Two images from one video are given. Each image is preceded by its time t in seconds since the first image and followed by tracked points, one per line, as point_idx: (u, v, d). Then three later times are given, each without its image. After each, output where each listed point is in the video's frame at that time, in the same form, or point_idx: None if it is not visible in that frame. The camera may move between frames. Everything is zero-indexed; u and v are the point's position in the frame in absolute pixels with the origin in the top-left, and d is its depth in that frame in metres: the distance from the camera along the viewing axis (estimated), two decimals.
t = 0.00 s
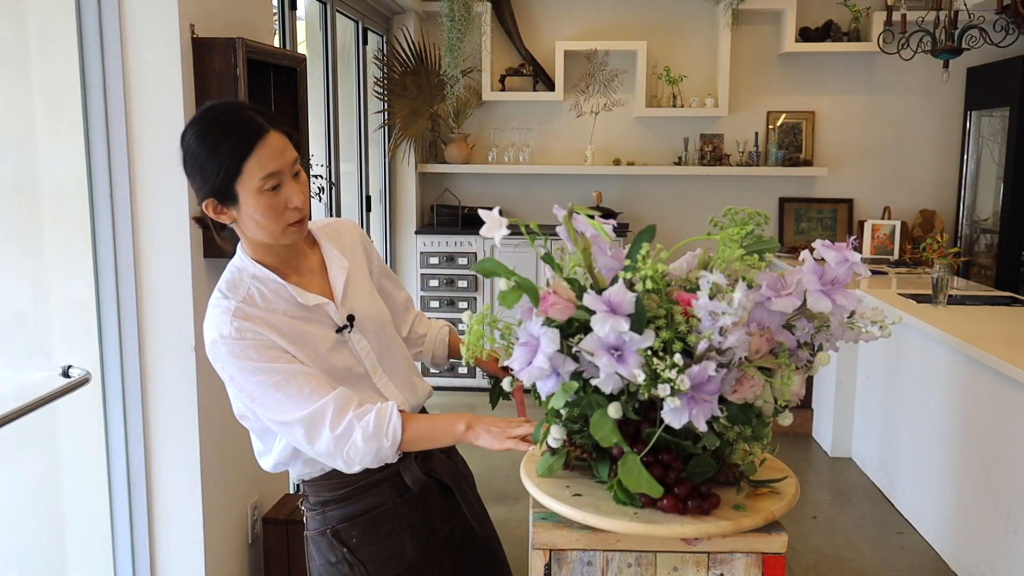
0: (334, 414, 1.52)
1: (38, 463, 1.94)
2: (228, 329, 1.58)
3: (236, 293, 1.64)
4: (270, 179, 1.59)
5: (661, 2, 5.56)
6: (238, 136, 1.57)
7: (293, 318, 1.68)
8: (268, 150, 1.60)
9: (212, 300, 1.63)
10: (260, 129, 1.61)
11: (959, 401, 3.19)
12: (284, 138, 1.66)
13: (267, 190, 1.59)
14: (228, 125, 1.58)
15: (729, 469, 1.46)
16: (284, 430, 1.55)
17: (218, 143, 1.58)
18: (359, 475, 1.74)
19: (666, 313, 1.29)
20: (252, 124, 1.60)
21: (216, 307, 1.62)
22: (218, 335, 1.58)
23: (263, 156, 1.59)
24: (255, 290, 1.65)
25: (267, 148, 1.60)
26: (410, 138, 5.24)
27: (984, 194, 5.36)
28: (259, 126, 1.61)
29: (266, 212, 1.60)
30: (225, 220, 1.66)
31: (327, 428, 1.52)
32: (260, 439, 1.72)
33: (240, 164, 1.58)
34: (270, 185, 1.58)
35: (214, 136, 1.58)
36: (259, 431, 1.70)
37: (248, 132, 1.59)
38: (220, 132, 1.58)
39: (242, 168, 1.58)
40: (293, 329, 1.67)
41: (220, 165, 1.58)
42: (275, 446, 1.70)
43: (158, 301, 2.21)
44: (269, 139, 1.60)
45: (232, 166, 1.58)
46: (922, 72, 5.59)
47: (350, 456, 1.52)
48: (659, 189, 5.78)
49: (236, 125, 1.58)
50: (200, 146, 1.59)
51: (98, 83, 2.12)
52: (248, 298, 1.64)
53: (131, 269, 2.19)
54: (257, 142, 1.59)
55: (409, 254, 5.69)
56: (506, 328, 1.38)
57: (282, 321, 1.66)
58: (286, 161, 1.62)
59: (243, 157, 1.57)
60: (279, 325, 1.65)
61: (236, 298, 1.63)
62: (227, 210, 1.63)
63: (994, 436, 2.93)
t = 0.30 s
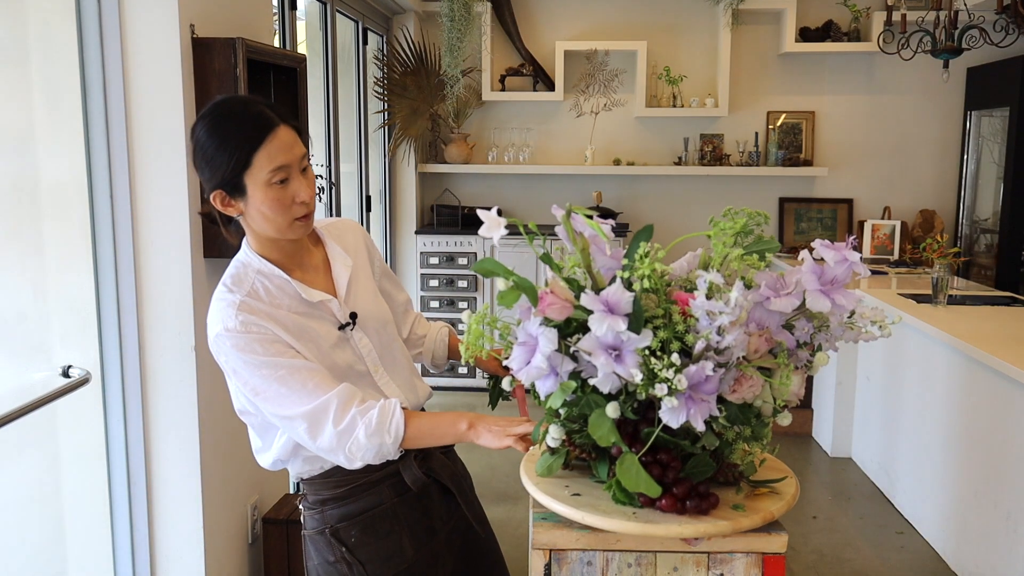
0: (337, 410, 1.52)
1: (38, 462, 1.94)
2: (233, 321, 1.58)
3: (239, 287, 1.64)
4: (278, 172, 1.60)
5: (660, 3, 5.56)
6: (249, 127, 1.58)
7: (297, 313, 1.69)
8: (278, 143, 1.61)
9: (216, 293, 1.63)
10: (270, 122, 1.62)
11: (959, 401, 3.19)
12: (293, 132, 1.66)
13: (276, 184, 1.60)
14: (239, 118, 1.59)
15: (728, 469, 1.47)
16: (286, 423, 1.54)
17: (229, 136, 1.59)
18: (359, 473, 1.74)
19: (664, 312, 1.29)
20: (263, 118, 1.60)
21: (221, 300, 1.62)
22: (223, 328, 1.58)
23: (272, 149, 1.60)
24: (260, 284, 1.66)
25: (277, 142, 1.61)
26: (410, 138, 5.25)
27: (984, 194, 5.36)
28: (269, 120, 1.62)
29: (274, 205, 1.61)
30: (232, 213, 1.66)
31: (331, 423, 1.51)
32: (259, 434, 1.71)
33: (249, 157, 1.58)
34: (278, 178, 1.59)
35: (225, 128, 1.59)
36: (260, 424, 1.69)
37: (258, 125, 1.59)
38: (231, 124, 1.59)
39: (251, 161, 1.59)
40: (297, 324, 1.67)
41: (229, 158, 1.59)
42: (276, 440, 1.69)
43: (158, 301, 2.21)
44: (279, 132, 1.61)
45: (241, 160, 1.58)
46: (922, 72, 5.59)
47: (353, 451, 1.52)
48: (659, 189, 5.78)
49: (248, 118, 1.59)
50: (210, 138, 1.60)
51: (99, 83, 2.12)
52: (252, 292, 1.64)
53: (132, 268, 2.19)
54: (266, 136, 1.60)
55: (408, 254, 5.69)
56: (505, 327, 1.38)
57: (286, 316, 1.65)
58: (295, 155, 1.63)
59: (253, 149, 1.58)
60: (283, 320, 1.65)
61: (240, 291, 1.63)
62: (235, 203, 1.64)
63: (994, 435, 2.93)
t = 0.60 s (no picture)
0: (326, 406, 1.52)
1: (38, 462, 1.94)
2: (238, 305, 1.60)
3: (246, 271, 1.66)
4: (293, 158, 1.62)
5: (660, 2, 5.56)
6: (268, 111, 1.61)
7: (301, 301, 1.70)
8: (295, 129, 1.63)
9: (224, 276, 1.65)
10: (289, 108, 1.64)
11: (959, 401, 3.20)
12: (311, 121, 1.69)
13: (290, 168, 1.62)
14: (259, 102, 1.62)
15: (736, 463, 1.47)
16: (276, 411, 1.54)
17: (248, 118, 1.61)
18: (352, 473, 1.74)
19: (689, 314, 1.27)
20: (282, 104, 1.63)
21: (227, 283, 1.64)
22: (226, 311, 1.60)
23: (288, 134, 1.62)
24: (266, 270, 1.68)
25: (294, 127, 1.63)
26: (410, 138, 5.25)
27: (984, 194, 5.36)
28: (288, 106, 1.64)
29: (285, 190, 1.62)
30: (247, 197, 1.68)
31: (320, 419, 1.51)
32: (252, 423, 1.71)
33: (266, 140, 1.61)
34: (293, 163, 1.61)
35: (245, 111, 1.61)
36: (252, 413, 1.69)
37: (277, 110, 1.62)
38: (251, 107, 1.61)
39: (268, 145, 1.61)
40: (302, 313, 1.68)
41: (246, 139, 1.61)
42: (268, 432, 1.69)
43: (158, 301, 2.21)
44: (297, 118, 1.64)
45: (259, 142, 1.61)
46: (922, 72, 5.59)
47: (335, 447, 1.51)
48: (659, 189, 5.78)
49: (268, 102, 1.62)
50: (230, 120, 1.63)
51: (99, 84, 2.12)
52: (259, 277, 1.66)
53: (131, 268, 2.19)
54: (284, 121, 1.62)
55: (408, 253, 5.69)
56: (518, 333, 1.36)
57: (290, 303, 1.67)
58: (311, 142, 1.65)
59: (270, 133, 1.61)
60: (288, 307, 1.66)
61: (247, 275, 1.65)
62: (249, 187, 1.66)
63: (994, 435, 2.93)
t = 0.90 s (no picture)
0: (319, 395, 1.51)
1: (39, 462, 1.95)
2: (263, 284, 1.61)
3: (276, 253, 1.67)
4: (337, 144, 1.61)
5: (659, 2, 5.57)
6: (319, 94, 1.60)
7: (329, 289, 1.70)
8: (342, 116, 1.62)
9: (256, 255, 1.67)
10: (339, 95, 1.63)
11: (958, 401, 3.20)
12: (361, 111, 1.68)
13: (334, 154, 1.61)
14: (310, 84, 1.61)
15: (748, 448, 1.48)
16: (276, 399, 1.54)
17: (298, 99, 1.60)
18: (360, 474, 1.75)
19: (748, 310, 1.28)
20: (333, 90, 1.63)
21: (257, 263, 1.65)
22: (252, 288, 1.61)
23: (335, 120, 1.61)
24: (298, 255, 1.68)
25: (341, 114, 1.62)
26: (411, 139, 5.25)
27: (983, 194, 5.36)
28: (339, 93, 1.64)
29: (326, 175, 1.62)
30: (288, 178, 1.68)
31: (308, 409, 1.50)
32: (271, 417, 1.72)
33: (312, 123, 1.60)
34: (337, 149, 1.61)
35: (296, 91, 1.60)
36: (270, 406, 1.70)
37: (327, 94, 1.61)
38: (301, 88, 1.61)
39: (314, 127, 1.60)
40: (329, 301, 1.68)
41: (293, 119, 1.61)
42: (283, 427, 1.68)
43: (159, 301, 2.22)
44: (346, 106, 1.63)
45: (306, 124, 1.60)
46: (922, 72, 5.59)
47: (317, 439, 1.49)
48: (659, 189, 5.79)
49: (318, 86, 1.61)
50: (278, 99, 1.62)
51: (99, 84, 2.12)
52: (290, 261, 1.67)
53: (132, 267, 2.20)
54: (332, 107, 1.61)
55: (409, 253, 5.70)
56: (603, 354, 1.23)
57: (315, 290, 1.67)
58: (357, 131, 1.64)
59: (318, 116, 1.60)
60: (314, 293, 1.66)
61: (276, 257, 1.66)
62: (291, 168, 1.66)
63: (993, 435, 2.93)
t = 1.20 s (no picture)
0: (351, 390, 1.49)
1: (39, 462, 1.95)
2: (328, 272, 1.65)
3: (345, 242, 1.71)
4: (416, 143, 1.64)
5: (659, 2, 5.57)
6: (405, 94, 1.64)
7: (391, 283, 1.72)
8: (424, 117, 1.65)
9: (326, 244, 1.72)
10: (425, 98, 1.67)
11: (958, 401, 3.20)
12: (446, 115, 1.70)
13: (411, 152, 1.64)
14: (400, 84, 1.65)
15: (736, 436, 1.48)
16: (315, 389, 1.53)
17: (385, 96, 1.65)
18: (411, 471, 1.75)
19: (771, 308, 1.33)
20: (419, 92, 1.66)
21: (325, 251, 1.70)
22: (318, 273, 1.65)
23: (417, 119, 1.64)
24: (366, 247, 1.72)
25: (424, 115, 1.65)
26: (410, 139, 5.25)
27: (983, 194, 5.36)
28: (425, 96, 1.67)
29: (401, 172, 1.65)
30: (367, 171, 1.74)
31: (340, 403, 1.48)
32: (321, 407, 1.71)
33: (395, 121, 1.64)
34: (414, 147, 1.63)
35: (385, 90, 1.65)
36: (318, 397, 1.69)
37: (413, 95, 1.65)
38: (389, 87, 1.66)
39: (397, 124, 1.64)
40: (390, 295, 1.71)
41: (378, 115, 1.66)
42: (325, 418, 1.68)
43: (159, 300, 2.22)
44: (429, 108, 1.66)
45: (389, 121, 1.65)
46: (922, 72, 5.59)
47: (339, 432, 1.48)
48: (659, 189, 5.79)
49: (406, 87, 1.65)
50: (367, 95, 1.68)
51: (99, 84, 2.12)
52: (356, 251, 1.71)
53: (132, 267, 2.20)
54: (417, 108, 1.65)
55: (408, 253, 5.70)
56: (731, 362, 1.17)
57: (375, 283, 1.69)
58: (438, 133, 1.66)
59: (401, 115, 1.64)
60: (375, 286, 1.69)
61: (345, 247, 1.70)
62: (371, 162, 1.71)
63: (994, 435, 2.93)
